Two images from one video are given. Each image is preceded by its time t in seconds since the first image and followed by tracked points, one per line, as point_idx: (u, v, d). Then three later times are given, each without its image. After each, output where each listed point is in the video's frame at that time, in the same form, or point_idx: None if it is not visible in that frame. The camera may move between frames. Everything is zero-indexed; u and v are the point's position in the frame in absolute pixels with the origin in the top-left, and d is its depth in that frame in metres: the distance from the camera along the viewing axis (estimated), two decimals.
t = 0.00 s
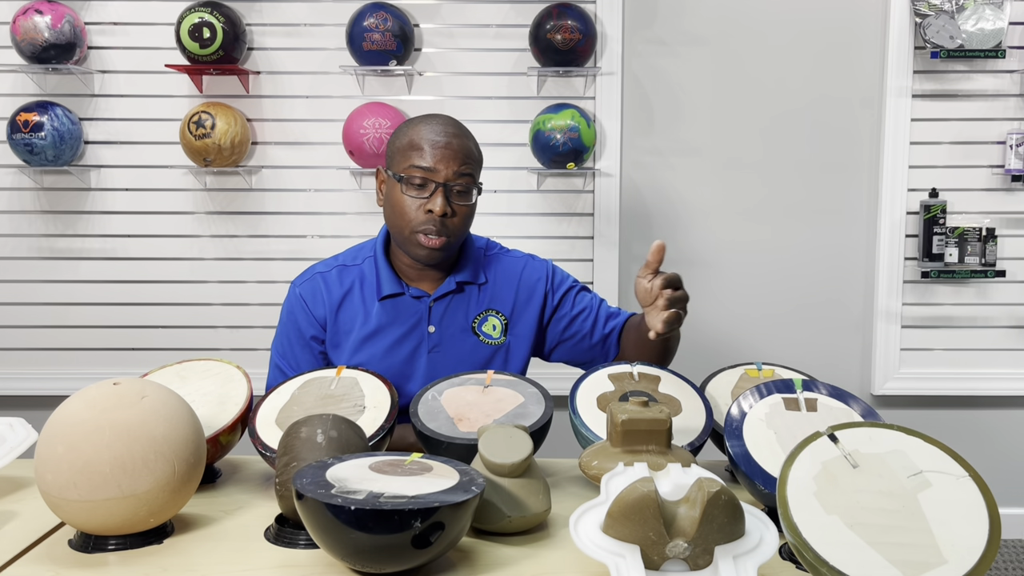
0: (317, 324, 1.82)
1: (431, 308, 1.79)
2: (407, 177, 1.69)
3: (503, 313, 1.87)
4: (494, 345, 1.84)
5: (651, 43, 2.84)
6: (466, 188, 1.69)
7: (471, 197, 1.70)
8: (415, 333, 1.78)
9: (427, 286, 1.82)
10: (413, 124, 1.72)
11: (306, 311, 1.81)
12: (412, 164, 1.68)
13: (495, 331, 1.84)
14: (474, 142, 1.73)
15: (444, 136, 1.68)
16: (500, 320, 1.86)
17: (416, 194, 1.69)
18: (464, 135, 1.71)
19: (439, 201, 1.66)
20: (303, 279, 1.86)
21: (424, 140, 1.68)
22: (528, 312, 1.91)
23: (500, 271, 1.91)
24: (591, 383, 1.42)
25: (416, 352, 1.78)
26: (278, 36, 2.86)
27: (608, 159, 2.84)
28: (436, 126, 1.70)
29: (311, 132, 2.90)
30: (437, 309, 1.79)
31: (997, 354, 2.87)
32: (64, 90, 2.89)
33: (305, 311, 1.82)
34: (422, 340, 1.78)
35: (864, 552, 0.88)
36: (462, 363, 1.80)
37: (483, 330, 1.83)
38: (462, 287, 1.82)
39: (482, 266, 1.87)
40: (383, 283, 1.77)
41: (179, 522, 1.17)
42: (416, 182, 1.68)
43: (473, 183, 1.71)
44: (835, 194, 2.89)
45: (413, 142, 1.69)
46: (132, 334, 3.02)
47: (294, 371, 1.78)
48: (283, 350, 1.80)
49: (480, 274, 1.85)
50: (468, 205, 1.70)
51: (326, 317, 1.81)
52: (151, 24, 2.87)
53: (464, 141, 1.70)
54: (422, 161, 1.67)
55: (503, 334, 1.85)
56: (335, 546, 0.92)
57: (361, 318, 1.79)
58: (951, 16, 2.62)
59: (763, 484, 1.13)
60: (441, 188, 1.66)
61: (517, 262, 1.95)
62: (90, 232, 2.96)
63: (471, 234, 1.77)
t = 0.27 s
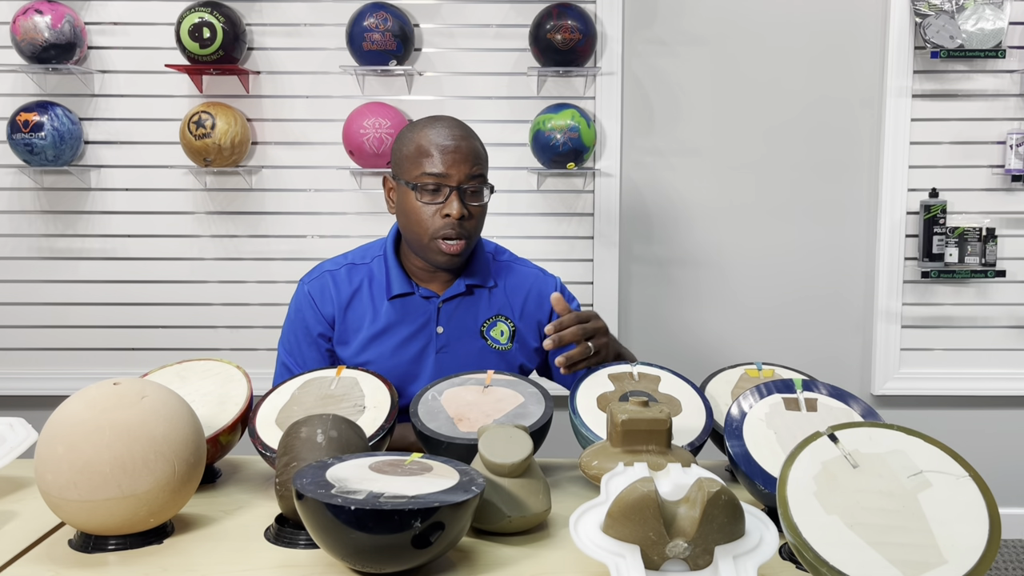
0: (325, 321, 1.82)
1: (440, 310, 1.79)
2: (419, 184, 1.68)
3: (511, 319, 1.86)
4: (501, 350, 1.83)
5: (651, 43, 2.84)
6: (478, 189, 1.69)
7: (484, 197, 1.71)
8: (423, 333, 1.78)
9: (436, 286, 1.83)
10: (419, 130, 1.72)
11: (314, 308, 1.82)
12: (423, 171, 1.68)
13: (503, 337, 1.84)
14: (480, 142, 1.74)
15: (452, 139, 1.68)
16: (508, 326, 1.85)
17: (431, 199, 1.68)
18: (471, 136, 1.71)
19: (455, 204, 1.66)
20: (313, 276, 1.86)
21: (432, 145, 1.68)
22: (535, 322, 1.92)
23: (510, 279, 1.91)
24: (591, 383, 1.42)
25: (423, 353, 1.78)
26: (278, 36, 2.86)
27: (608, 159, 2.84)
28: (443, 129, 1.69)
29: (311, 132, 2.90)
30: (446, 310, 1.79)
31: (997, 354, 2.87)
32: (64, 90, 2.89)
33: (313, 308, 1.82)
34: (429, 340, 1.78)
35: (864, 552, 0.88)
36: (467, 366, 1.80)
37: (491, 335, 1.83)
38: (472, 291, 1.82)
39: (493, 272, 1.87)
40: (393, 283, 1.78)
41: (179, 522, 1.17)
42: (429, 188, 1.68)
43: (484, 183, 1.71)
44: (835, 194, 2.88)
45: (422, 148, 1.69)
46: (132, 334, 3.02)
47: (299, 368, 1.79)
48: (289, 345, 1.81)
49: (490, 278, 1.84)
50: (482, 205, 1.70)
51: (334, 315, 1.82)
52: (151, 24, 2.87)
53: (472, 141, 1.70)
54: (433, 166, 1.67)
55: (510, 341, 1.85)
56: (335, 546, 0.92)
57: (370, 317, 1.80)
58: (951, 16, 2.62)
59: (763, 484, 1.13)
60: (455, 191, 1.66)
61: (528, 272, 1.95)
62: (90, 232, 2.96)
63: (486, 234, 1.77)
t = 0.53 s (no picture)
0: (325, 319, 1.82)
1: (439, 304, 1.79)
2: (413, 180, 1.70)
3: (510, 312, 1.86)
4: (500, 343, 1.83)
5: (651, 43, 2.84)
6: (471, 178, 1.72)
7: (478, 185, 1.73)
8: (423, 327, 1.78)
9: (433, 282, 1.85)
10: (408, 128, 1.74)
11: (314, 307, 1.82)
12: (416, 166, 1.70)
13: (502, 329, 1.84)
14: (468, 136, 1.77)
15: (439, 133, 1.71)
16: (507, 318, 1.85)
17: (427, 194, 1.70)
18: (459, 129, 1.74)
19: (451, 194, 1.68)
20: (312, 275, 1.86)
21: (423, 140, 1.70)
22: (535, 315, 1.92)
23: (507, 271, 1.91)
24: (592, 383, 1.42)
25: (423, 347, 1.78)
26: (278, 35, 2.86)
27: (609, 159, 2.84)
28: (432, 124, 1.72)
29: (311, 131, 2.90)
30: (445, 305, 1.79)
31: (997, 354, 2.87)
32: (64, 90, 2.89)
33: (313, 306, 1.82)
34: (429, 334, 1.78)
35: (865, 552, 0.88)
36: (468, 359, 1.80)
37: (490, 327, 1.83)
38: (470, 285, 1.82)
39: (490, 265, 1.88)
40: (392, 278, 1.79)
41: (179, 522, 1.17)
42: (423, 183, 1.70)
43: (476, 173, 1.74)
44: (835, 193, 2.88)
45: (411, 145, 1.71)
46: (132, 333, 3.02)
47: (299, 365, 1.79)
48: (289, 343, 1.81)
49: (488, 272, 1.85)
50: (477, 195, 1.72)
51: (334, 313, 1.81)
52: (151, 24, 2.87)
53: (459, 133, 1.73)
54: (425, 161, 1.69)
55: (509, 333, 1.85)
56: (336, 546, 0.92)
57: (369, 314, 1.80)
58: (951, 16, 2.61)
59: (763, 484, 1.13)
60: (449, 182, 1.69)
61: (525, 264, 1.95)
62: (90, 232, 2.96)
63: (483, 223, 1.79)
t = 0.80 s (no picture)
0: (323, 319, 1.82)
1: (436, 302, 1.79)
2: (395, 182, 1.70)
3: (506, 306, 1.86)
4: (498, 338, 1.83)
5: (651, 43, 2.84)
6: (454, 175, 1.70)
7: (461, 181, 1.71)
8: (420, 325, 1.79)
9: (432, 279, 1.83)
10: (388, 130, 1.73)
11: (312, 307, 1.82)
12: (397, 168, 1.69)
13: (499, 324, 1.83)
14: (450, 131, 1.74)
15: (418, 132, 1.69)
16: (503, 313, 1.85)
17: (410, 195, 1.70)
18: (439, 126, 1.72)
19: (434, 193, 1.67)
20: (309, 275, 1.86)
21: (402, 140, 1.69)
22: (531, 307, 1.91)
23: (502, 266, 1.90)
24: (591, 383, 1.42)
25: (421, 344, 1.78)
26: (278, 35, 2.86)
27: (608, 158, 2.84)
28: (411, 124, 1.71)
29: (311, 131, 2.90)
30: (442, 302, 1.79)
31: (997, 354, 2.87)
32: (64, 90, 2.89)
33: (311, 306, 1.82)
34: (427, 332, 1.79)
35: (865, 552, 0.88)
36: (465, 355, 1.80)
37: (487, 323, 1.82)
38: (466, 281, 1.82)
39: (485, 261, 1.87)
40: (388, 276, 1.79)
41: (179, 522, 1.17)
42: (405, 184, 1.69)
43: (459, 169, 1.72)
44: (835, 193, 2.88)
45: (391, 147, 1.70)
46: (132, 333, 3.02)
47: (299, 365, 1.79)
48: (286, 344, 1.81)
49: (483, 268, 1.85)
50: (461, 190, 1.71)
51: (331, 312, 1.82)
52: (151, 25, 2.87)
53: (439, 130, 1.71)
54: (405, 162, 1.68)
55: (506, 328, 1.84)
56: (336, 546, 0.92)
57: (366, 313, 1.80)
58: (951, 16, 2.62)
59: (764, 484, 1.13)
60: (431, 181, 1.67)
61: (520, 257, 1.94)
62: (90, 232, 2.96)
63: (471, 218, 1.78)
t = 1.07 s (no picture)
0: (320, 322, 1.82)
1: (430, 302, 1.79)
2: (383, 187, 1.70)
3: (499, 302, 1.85)
4: (492, 333, 1.82)
5: (651, 43, 2.84)
6: (442, 177, 1.69)
7: (450, 182, 1.70)
8: (415, 326, 1.79)
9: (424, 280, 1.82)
10: (376, 134, 1.72)
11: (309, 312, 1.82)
12: (385, 173, 1.69)
13: (492, 320, 1.83)
14: (437, 132, 1.73)
15: (405, 136, 1.69)
16: (496, 308, 1.84)
17: (399, 199, 1.69)
18: (426, 128, 1.72)
19: (422, 196, 1.66)
20: (306, 280, 1.87)
21: (390, 144, 1.68)
22: (522, 300, 1.89)
23: (494, 262, 1.90)
24: (591, 383, 1.42)
25: (417, 344, 1.78)
26: (278, 35, 2.86)
27: (609, 158, 2.84)
28: (398, 127, 1.70)
29: (311, 131, 2.90)
30: (436, 303, 1.79)
31: (997, 354, 2.87)
32: (64, 89, 2.89)
33: (307, 311, 1.83)
34: (422, 332, 1.79)
35: (865, 552, 0.88)
36: (462, 354, 1.80)
37: (480, 320, 1.82)
38: (459, 280, 1.82)
39: (478, 258, 1.87)
40: (381, 279, 1.79)
41: (179, 522, 1.17)
42: (393, 188, 1.69)
43: (447, 170, 1.71)
44: (835, 193, 2.88)
45: (379, 152, 1.70)
46: (132, 333, 3.02)
47: (299, 369, 1.79)
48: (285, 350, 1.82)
49: (476, 266, 1.84)
50: (450, 191, 1.70)
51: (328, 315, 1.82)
52: (151, 24, 2.87)
53: (426, 133, 1.70)
54: (393, 166, 1.68)
55: (500, 322, 1.84)
56: (335, 546, 0.92)
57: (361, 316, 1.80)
58: (951, 16, 2.61)
59: (764, 484, 1.13)
60: (418, 184, 1.67)
61: (509, 251, 1.93)
62: (90, 232, 2.96)
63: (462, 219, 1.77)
